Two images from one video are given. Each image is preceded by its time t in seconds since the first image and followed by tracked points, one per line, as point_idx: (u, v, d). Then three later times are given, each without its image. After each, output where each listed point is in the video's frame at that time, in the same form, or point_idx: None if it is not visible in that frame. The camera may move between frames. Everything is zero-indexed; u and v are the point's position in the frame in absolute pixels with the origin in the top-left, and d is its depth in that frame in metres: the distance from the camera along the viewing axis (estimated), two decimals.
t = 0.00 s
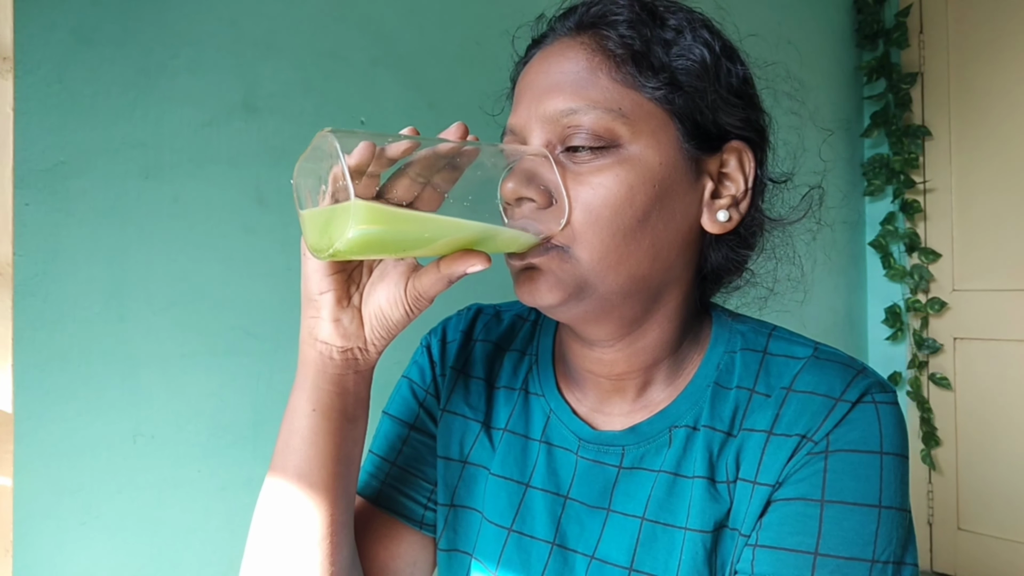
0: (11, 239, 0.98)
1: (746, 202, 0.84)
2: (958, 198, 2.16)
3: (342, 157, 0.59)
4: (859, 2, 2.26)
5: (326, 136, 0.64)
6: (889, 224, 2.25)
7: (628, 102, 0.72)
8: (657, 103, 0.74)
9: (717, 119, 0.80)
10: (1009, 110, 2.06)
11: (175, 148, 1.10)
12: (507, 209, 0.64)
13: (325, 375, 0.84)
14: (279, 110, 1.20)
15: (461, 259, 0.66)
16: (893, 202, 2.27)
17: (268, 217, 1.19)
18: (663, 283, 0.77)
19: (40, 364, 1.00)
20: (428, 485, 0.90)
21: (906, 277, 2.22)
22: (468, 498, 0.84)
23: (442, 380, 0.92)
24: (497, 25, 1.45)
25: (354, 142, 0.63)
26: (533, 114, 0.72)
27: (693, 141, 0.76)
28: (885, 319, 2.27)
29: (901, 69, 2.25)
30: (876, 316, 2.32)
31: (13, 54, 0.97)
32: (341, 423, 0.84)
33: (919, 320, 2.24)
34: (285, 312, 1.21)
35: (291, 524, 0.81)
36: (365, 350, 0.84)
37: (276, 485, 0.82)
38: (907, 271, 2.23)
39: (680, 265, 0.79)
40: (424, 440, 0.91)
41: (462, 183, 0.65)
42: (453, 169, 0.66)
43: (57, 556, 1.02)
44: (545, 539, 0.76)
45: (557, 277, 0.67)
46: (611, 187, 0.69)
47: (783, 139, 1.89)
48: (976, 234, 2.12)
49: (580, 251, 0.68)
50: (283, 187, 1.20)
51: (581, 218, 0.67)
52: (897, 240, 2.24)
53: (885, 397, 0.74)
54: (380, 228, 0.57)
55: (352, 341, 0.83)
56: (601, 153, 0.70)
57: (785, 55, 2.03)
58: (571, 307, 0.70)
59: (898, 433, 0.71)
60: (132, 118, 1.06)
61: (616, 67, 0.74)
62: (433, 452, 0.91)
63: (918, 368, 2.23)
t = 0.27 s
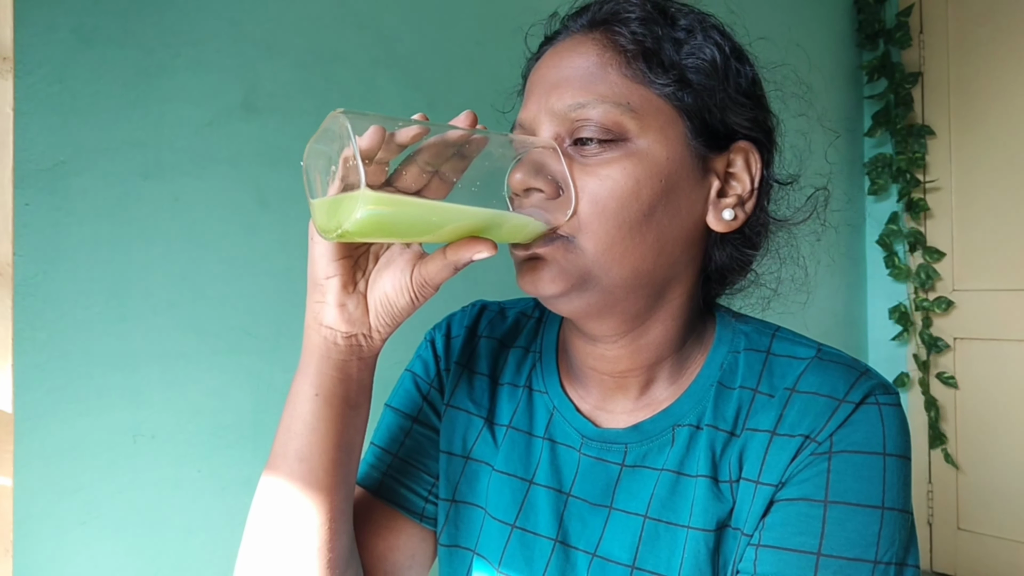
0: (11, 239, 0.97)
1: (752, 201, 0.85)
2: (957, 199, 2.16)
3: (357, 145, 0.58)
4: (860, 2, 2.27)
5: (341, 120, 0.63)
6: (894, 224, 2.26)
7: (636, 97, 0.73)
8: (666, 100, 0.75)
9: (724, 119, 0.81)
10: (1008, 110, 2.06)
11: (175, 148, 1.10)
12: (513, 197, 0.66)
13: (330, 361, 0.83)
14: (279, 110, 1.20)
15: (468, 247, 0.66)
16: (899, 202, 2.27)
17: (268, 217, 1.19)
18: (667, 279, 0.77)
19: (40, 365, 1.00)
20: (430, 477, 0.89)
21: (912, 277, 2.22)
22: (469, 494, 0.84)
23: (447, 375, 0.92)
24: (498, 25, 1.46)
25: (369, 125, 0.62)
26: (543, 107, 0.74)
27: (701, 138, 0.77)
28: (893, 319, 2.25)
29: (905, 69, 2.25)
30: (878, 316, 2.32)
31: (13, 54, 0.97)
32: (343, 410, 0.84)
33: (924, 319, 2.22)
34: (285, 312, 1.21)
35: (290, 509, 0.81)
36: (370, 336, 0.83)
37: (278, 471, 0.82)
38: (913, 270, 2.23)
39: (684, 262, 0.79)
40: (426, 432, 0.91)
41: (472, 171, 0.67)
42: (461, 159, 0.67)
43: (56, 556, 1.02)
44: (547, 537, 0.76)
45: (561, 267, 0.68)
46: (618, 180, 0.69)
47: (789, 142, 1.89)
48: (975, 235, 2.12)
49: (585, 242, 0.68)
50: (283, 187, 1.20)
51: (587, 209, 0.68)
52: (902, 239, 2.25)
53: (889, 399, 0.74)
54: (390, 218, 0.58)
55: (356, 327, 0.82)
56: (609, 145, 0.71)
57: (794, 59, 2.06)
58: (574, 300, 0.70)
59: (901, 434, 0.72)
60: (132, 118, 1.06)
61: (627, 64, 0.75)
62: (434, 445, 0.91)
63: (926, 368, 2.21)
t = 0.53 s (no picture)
0: (11, 239, 0.97)
1: (759, 201, 0.84)
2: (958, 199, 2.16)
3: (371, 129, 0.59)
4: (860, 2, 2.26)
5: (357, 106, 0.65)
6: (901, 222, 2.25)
7: (647, 93, 0.74)
8: (676, 96, 0.75)
9: (734, 118, 0.81)
10: (1008, 110, 2.06)
11: (175, 149, 1.10)
12: (524, 188, 0.66)
13: (337, 345, 0.83)
14: (279, 111, 1.20)
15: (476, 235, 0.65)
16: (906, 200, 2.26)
17: (269, 217, 1.19)
18: (673, 275, 0.77)
19: (40, 365, 1.00)
20: (433, 467, 0.89)
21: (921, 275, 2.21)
22: (473, 488, 0.84)
23: (454, 368, 0.93)
24: (498, 25, 1.45)
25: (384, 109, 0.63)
26: (554, 102, 0.74)
27: (710, 136, 0.77)
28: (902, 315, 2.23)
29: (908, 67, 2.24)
30: (877, 316, 2.32)
31: (13, 54, 0.97)
32: (349, 394, 0.84)
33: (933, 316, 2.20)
34: (286, 312, 1.21)
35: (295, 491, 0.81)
36: (377, 323, 0.83)
37: (284, 452, 0.82)
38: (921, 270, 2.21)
39: (691, 259, 0.79)
40: (431, 424, 0.91)
41: (484, 160, 0.68)
42: (472, 151, 0.68)
43: (56, 555, 1.02)
44: (552, 531, 0.76)
45: (568, 258, 0.68)
46: (627, 173, 0.69)
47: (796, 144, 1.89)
48: (976, 235, 2.12)
49: (592, 234, 0.68)
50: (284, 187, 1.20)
51: (595, 201, 0.68)
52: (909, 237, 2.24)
53: (892, 401, 0.74)
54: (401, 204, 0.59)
55: (365, 313, 0.82)
56: (618, 139, 0.71)
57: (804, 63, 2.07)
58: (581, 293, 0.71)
59: (904, 436, 0.72)
60: (133, 118, 1.06)
61: (638, 61, 0.75)
62: (438, 437, 0.91)
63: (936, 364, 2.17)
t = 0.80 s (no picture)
0: (11, 240, 0.97)
1: (761, 199, 0.85)
2: (957, 199, 2.16)
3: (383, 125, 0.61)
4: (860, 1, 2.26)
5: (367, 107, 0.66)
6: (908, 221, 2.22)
7: (652, 90, 0.74)
8: (682, 94, 0.75)
9: (739, 118, 0.81)
10: (1007, 110, 2.07)
11: (175, 149, 1.10)
12: (530, 181, 0.67)
13: (346, 339, 0.83)
14: (279, 112, 1.20)
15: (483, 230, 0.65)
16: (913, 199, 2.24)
17: (269, 218, 1.19)
18: (677, 271, 0.77)
19: (39, 365, 1.00)
20: (437, 463, 0.89)
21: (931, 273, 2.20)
22: (477, 484, 0.84)
23: (457, 364, 0.92)
24: (497, 25, 1.46)
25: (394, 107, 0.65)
26: (562, 99, 0.75)
27: (715, 134, 0.78)
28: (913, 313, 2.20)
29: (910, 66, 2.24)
30: (877, 316, 2.33)
31: (12, 55, 0.97)
32: (356, 389, 0.83)
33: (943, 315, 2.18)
34: (286, 313, 1.21)
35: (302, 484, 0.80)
36: (386, 318, 0.83)
37: (291, 446, 0.81)
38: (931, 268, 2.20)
39: (695, 256, 0.80)
40: (435, 420, 0.91)
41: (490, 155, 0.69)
42: (479, 146, 0.70)
43: (56, 556, 1.01)
44: (555, 526, 0.76)
45: (571, 253, 0.68)
46: (633, 169, 0.69)
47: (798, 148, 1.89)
48: (975, 235, 2.13)
49: (595, 229, 0.68)
50: (284, 188, 1.20)
51: (599, 196, 0.68)
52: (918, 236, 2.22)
53: (894, 399, 0.75)
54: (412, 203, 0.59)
55: (374, 308, 0.82)
56: (624, 135, 0.71)
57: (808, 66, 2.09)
58: (585, 288, 0.71)
59: (905, 435, 0.72)
60: (132, 118, 1.06)
61: (645, 60, 0.76)
62: (443, 432, 0.90)
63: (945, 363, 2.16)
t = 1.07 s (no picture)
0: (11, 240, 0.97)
1: (757, 197, 0.84)
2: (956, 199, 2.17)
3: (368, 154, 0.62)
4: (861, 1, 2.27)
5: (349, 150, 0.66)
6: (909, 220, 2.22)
7: (649, 88, 0.74)
8: (679, 94, 0.76)
9: (734, 118, 0.81)
10: (1006, 110, 2.07)
11: (175, 150, 1.10)
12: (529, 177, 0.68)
13: (349, 355, 0.82)
14: (278, 112, 1.20)
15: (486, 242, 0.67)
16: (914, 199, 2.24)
17: (268, 218, 1.19)
18: (674, 267, 0.77)
19: (39, 365, 1.00)
20: (439, 467, 0.90)
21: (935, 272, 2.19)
22: (478, 484, 0.84)
23: (455, 367, 0.92)
24: (495, 25, 1.46)
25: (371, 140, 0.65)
26: (559, 98, 0.75)
27: (711, 133, 0.78)
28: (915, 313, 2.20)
29: (911, 66, 2.24)
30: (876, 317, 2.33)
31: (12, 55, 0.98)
32: (362, 404, 0.83)
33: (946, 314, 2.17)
34: (285, 313, 1.21)
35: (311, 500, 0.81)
36: (387, 330, 0.83)
37: (299, 462, 0.81)
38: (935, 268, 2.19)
39: (691, 253, 0.80)
40: (435, 425, 0.91)
41: (471, 160, 0.69)
42: (462, 152, 0.69)
43: (56, 557, 1.02)
44: (553, 524, 0.76)
45: (568, 245, 0.68)
46: (630, 164, 0.70)
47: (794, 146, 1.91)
48: (974, 235, 2.13)
49: (591, 222, 0.69)
50: (283, 188, 1.20)
51: (597, 190, 0.69)
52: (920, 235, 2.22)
53: (889, 395, 0.74)
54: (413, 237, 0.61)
55: (375, 322, 0.82)
56: (621, 133, 0.71)
57: (801, 66, 2.08)
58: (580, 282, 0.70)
59: (901, 429, 0.72)
60: (131, 119, 1.06)
61: (643, 59, 0.76)
62: (443, 436, 0.91)
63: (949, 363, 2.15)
